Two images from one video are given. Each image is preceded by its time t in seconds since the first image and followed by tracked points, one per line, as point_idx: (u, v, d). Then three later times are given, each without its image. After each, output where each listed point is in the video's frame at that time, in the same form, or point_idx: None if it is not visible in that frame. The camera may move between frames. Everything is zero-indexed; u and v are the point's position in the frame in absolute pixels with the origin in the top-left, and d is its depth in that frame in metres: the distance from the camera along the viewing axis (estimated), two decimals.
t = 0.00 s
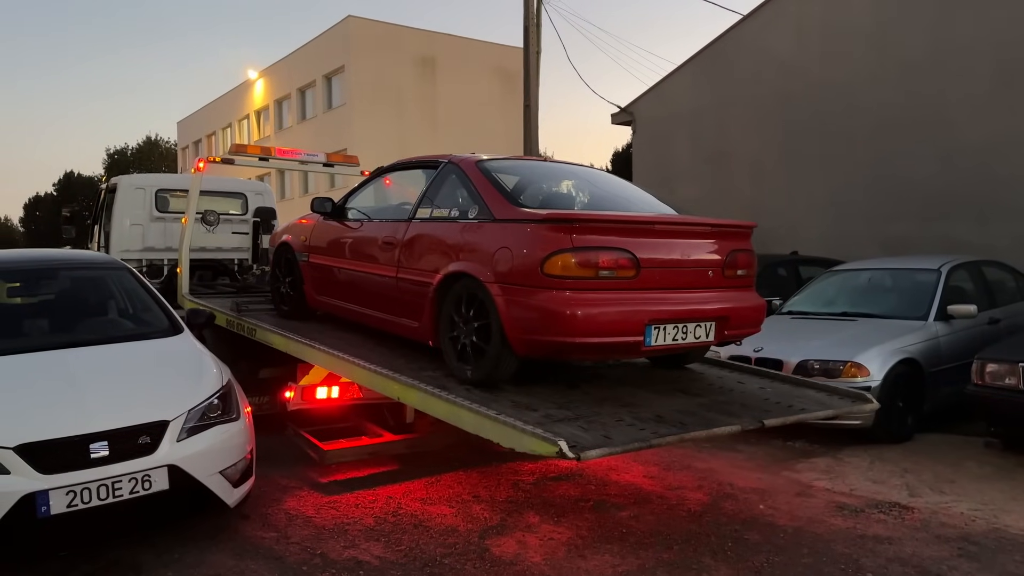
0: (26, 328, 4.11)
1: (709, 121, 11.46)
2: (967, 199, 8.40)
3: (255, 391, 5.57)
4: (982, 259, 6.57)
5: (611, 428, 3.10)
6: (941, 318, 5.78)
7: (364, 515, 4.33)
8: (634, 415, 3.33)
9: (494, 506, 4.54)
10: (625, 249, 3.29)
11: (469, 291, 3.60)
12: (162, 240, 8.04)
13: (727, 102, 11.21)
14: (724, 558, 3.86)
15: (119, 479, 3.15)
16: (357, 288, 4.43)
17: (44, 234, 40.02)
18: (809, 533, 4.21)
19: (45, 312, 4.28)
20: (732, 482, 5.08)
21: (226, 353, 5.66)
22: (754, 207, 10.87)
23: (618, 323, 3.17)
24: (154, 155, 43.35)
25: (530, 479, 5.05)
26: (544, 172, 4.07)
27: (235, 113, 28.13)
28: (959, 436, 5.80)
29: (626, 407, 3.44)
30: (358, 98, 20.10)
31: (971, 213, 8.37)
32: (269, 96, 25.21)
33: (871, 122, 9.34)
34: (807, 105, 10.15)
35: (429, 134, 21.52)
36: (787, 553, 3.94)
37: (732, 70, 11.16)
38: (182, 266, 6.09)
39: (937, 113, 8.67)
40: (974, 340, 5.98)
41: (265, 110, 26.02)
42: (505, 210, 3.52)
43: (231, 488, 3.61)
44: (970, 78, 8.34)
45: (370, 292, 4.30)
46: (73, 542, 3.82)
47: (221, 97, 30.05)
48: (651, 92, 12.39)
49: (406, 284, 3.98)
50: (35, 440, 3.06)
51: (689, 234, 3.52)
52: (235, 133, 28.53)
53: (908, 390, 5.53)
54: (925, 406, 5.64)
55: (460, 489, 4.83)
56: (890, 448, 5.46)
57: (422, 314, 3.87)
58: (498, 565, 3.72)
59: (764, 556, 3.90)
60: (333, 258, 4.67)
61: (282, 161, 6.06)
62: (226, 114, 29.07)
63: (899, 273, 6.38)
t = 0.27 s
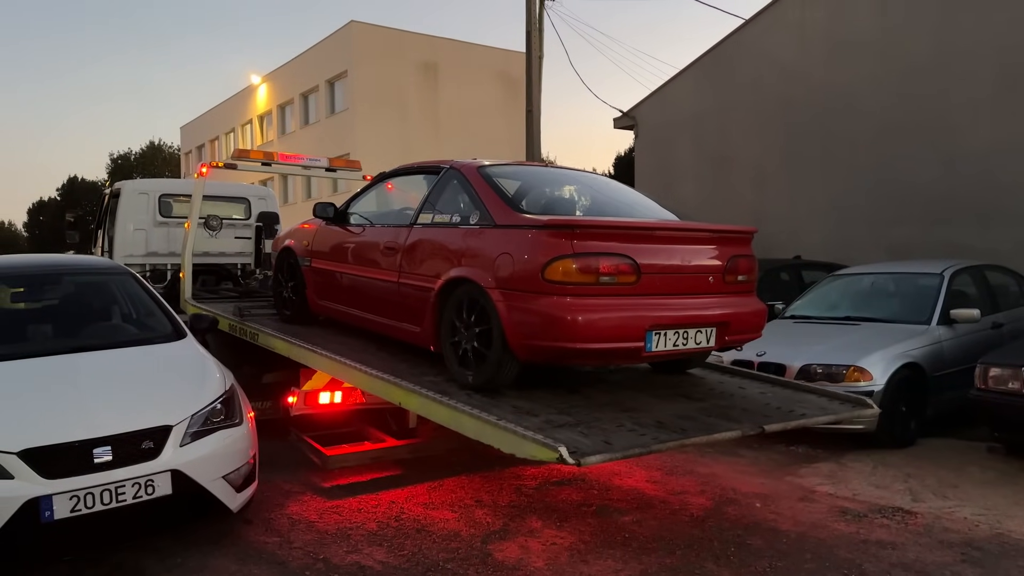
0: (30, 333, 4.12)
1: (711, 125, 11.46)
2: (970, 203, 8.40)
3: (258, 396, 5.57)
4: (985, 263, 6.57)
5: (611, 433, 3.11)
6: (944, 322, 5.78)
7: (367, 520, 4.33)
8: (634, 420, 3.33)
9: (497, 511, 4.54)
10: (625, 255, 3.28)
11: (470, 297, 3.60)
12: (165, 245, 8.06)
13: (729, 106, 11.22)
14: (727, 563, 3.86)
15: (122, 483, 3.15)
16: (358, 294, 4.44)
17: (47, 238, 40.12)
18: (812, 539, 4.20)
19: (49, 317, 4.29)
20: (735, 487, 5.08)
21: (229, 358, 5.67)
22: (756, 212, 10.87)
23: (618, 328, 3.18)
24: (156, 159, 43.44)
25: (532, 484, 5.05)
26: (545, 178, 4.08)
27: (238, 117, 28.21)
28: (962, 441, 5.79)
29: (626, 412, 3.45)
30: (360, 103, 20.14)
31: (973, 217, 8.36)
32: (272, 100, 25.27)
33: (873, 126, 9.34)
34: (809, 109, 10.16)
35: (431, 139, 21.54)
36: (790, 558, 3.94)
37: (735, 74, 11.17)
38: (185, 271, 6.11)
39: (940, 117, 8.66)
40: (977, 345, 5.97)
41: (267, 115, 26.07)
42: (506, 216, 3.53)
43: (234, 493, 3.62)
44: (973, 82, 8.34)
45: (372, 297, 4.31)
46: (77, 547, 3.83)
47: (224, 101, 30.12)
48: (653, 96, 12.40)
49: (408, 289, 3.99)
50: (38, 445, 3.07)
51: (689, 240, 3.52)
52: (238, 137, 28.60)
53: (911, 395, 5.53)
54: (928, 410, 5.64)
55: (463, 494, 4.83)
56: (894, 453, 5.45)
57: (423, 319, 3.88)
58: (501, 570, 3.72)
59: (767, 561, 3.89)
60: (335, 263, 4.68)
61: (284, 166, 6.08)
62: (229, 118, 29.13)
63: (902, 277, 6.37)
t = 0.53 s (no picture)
0: (35, 338, 4.14)
1: (713, 129, 11.46)
2: (973, 206, 8.37)
3: (262, 400, 5.57)
4: (989, 266, 6.55)
5: (608, 438, 3.12)
6: (948, 326, 5.76)
7: (370, 525, 4.33)
8: (631, 425, 3.34)
9: (500, 516, 4.53)
10: (622, 262, 3.29)
11: (469, 303, 3.61)
12: (168, 249, 8.08)
13: (732, 110, 11.22)
14: (730, 568, 3.85)
15: (126, 488, 3.16)
16: (358, 299, 4.45)
17: (52, 243, 40.27)
18: (816, 543, 4.19)
19: (53, 322, 4.30)
20: (739, 491, 5.06)
21: (233, 362, 5.67)
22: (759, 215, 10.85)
23: (615, 334, 3.18)
24: (161, 164, 43.58)
25: (535, 488, 5.04)
26: (544, 184, 4.09)
27: (242, 122, 28.26)
28: (966, 445, 5.77)
29: (624, 417, 3.45)
30: (363, 107, 20.17)
31: (977, 220, 8.34)
32: (275, 105, 25.33)
33: (876, 129, 9.33)
34: (811, 112, 10.15)
35: (434, 143, 21.56)
36: (794, 563, 3.93)
37: (737, 78, 11.17)
38: (187, 276, 6.12)
39: (942, 119, 8.65)
40: (981, 349, 5.96)
41: (271, 119, 26.12)
42: (504, 222, 3.54)
43: (237, 497, 3.62)
44: (976, 84, 8.33)
45: (372, 303, 4.32)
46: (81, 551, 3.84)
47: (227, 106, 30.20)
48: (656, 100, 12.41)
49: (408, 295, 3.99)
50: (42, 450, 3.07)
51: (687, 246, 3.53)
52: (242, 142, 28.66)
53: (914, 399, 5.52)
54: (932, 415, 5.62)
55: (466, 499, 4.83)
56: (898, 457, 5.43)
57: (423, 325, 3.88)
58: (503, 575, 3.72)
59: (771, 566, 3.88)
60: (336, 268, 4.69)
61: (286, 171, 6.09)
62: (233, 123, 29.20)
63: (905, 280, 6.36)
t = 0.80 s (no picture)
0: (40, 342, 4.15)
1: (716, 133, 11.47)
2: (976, 209, 8.36)
3: (266, 404, 5.58)
4: (993, 269, 6.53)
5: (604, 433, 3.13)
6: (952, 329, 5.76)
7: (374, 529, 4.33)
8: (627, 420, 3.36)
9: (503, 520, 4.53)
10: (617, 259, 3.32)
11: (467, 301, 3.63)
12: (172, 254, 8.10)
13: (735, 114, 11.22)
14: (734, 573, 3.84)
15: (130, 493, 3.16)
16: (358, 299, 4.47)
17: (57, 248, 40.39)
18: (820, 547, 4.18)
19: (58, 326, 4.32)
20: (743, 495, 5.05)
21: (237, 366, 5.68)
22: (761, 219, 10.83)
23: (611, 330, 3.21)
24: (165, 170, 43.71)
25: (539, 492, 5.04)
26: (542, 184, 4.12)
27: (246, 127, 28.33)
28: (971, 448, 5.75)
29: (620, 413, 3.47)
30: (367, 111, 20.21)
31: (980, 223, 8.32)
32: (279, 110, 25.39)
33: (879, 133, 9.32)
34: (814, 116, 10.14)
35: (437, 148, 21.59)
36: (798, 567, 3.92)
37: (740, 82, 11.18)
38: (190, 280, 6.13)
39: (945, 123, 8.64)
40: (985, 352, 5.95)
41: (275, 124, 26.18)
42: (502, 221, 3.56)
43: (242, 501, 3.62)
44: (979, 88, 8.32)
45: (371, 303, 4.34)
46: (85, 556, 3.85)
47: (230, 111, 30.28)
48: (659, 104, 12.42)
49: (407, 294, 4.01)
50: (47, 454, 3.08)
51: (681, 244, 3.56)
52: (246, 146, 28.73)
53: (919, 402, 5.51)
54: (937, 418, 5.61)
55: (469, 502, 4.83)
56: (903, 461, 5.42)
57: (422, 324, 3.90)
58: None
59: (775, 570, 3.87)
60: (335, 270, 4.71)
61: (288, 176, 6.10)
62: (237, 128, 29.28)
63: (909, 283, 6.35)
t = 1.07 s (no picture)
0: (44, 345, 4.16)
1: (720, 135, 11.46)
2: (981, 211, 8.33)
3: (270, 407, 5.58)
4: (998, 271, 6.51)
5: (601, 434, 3.13)
6: (957, 332, 5.74)
7: (378, 532, 4.33)
8: (625, 421, 3.35)
9: (507, 523, 4.53)
10: (615, 261, 3.34)
11: (466, 303, 3.63)
12: (176, 257, 8.11)
13: (738, 117, 11.22)
14: None
15: (135, 495, 3.17)
16: (359, 302, 4.48)
17: (61, 251, 40.48)
18: (826, 550, 4.17)
19: (62, 329, 4.32)
20: (747, 498, 5.04)
21: (241, 369, 5.69)
22: (765, 221, 10.81)
23: (608, 332, 3.22)
24: (169, 173, 43.82)
25: (543, 495, 5.03)
26: (541, 188, 4.13)
27: (249, 130, 28.39)
28: (977, 451, 5.73)
29: (618, 414, 3.46)
30: (370, 114, 20.24)
31: (986, 225, 8.29)
32: (283, 113, 25.44)
33: (883, 135, 9.31)
34: (818, 118, 10.13)
35: (440, 151, 21.61)
36: (803, 570, 3.90)
37: (744, 84, 11.17)
38: (192, 283, 6.14)
39: (950, 125, 8.62)
40: (990, 354, 5.93)
41: (278, 127, 26.22)
42: (500, 224, 3.57)
43: (246, 505, 3.62)
44: (983, 89, 8.31)
45: (372, 306, 4.34)
46: (90, 559, 3.85)
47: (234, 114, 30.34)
48: (662, 106, 12.42)
49: (406, 297, 4.02)
50: (51, 457, 3.08)
51: (678, 247, 3.58)
52: (249, 149, 28.79)
53: (924, 405, 5.49)
54: (942, 421, 5.60)
55: (473, 506, 4.82)
56: (908, 464, 5.40)
57: (422, 326, 3.90)
58: None
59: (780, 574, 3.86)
60: (336, 272, 4.72)
61: (290, 179, 6.11)
62: (240, 131, 29.34)
63: (913, 286, 6.33)
